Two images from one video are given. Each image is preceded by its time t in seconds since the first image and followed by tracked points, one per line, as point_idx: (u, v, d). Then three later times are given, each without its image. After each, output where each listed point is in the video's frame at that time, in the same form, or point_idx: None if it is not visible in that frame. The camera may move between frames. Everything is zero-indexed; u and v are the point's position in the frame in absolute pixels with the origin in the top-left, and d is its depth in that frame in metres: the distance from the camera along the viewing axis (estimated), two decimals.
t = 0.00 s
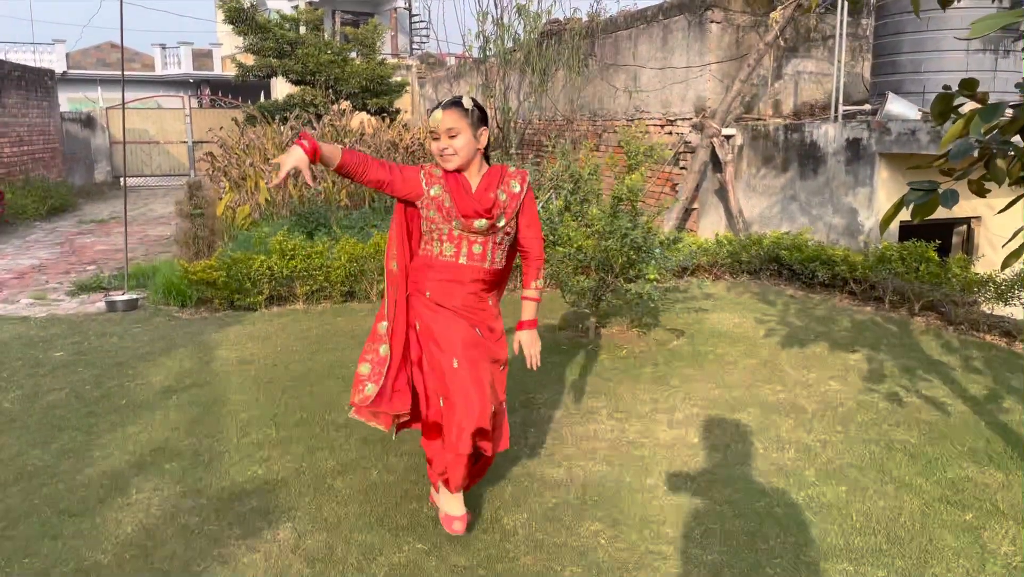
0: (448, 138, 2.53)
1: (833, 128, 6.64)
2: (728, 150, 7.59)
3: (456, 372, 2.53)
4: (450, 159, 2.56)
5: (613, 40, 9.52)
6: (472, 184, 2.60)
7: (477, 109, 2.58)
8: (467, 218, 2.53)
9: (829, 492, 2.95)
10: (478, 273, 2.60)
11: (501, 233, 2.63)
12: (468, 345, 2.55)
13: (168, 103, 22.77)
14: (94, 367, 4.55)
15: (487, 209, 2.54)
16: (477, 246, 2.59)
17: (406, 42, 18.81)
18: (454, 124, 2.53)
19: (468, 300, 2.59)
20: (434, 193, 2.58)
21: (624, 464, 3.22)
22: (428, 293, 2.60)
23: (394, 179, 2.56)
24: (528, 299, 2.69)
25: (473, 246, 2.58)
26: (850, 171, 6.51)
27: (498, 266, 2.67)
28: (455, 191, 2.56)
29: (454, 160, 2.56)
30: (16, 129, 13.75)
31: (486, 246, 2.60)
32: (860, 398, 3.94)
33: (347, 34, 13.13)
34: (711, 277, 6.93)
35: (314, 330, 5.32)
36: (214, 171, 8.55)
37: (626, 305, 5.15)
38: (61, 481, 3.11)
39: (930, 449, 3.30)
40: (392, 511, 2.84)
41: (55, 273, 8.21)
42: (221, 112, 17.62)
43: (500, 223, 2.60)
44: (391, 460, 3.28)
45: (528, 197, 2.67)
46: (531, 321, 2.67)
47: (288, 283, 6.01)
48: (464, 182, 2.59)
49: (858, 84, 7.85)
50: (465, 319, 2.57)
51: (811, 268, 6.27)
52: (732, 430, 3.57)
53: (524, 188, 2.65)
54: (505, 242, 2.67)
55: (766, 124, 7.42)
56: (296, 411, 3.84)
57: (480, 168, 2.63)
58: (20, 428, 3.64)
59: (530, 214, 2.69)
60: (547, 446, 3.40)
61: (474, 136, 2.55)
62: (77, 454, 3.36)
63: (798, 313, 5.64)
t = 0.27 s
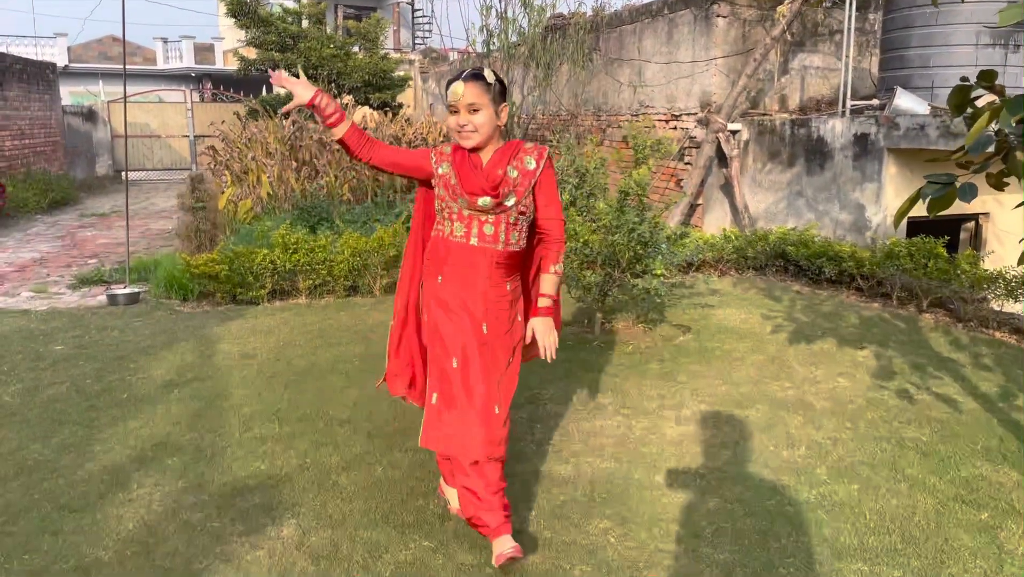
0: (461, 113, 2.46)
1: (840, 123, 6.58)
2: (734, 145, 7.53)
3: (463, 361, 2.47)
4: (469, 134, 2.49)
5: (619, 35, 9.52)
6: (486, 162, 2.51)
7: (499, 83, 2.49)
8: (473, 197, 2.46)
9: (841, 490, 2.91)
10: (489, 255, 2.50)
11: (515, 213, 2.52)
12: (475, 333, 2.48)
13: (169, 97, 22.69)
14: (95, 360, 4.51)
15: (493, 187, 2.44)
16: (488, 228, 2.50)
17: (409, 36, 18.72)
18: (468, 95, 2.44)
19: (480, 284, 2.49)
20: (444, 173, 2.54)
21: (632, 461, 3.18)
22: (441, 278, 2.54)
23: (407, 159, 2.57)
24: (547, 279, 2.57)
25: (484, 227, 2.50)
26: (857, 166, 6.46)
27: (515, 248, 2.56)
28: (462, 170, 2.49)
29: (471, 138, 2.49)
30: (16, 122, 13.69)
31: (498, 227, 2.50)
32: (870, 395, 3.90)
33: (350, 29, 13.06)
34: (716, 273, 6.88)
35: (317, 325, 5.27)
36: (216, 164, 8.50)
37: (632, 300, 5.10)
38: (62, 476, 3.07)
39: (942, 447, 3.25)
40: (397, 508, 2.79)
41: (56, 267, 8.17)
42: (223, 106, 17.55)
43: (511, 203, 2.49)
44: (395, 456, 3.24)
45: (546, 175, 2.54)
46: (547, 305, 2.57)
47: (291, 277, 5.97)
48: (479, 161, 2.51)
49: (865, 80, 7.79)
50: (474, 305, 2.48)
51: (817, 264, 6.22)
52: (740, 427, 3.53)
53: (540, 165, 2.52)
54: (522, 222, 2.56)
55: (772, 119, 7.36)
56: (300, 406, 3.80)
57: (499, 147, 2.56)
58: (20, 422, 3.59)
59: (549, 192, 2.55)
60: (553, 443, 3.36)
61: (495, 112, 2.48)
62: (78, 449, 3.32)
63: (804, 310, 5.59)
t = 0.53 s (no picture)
0: (471, 123, 2.18)
1: (842, 119, 6.54)
2: (734, 140, 7.50)
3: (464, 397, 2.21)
4: (484, 148, 2.18)
5: (618, 29, 9.26)
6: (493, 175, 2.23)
7: (521, 93, 2.19)
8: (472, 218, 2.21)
9: (850, 491, 2.87)
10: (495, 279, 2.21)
11: (525, 229, 2.20)
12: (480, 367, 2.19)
13: (165, 91, 22.58)
14: (91, 357, 4.45)
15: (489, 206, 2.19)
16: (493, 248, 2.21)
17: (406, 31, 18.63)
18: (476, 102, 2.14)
19: (484, 310, 2.21)
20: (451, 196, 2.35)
21: (637, 461, 3.13)
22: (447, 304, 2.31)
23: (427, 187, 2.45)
24: (579, 289, 2.25)
25: (489, 248, 2.21)
26: (859, 162, 6.42)
27: (533, 268, 2.25)
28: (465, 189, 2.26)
29: (485, 153, 2.19)
30: (11, 116, 13.59)
31: (505, 246, 2.21)
32: (875, 394, 3.86)
33: (347, 23, 12.98)
34: (717, 269, 6.84)
35: (315, 322, 5.22)
36: (213, 159, 8.43)
37: (634, 297, 5.06)
38: (58, 475, 3.01)
39: (951, 447, 3.22)
40: (400, 509, 2.75)
41: (52, 262, 8.10)
42: (219, 101, 17.46)
43: (515, 218, 2.18)
44: (397, 455, 3.19)
45: (562, 182, 2.19)
46: (578, 314, 2.27)
47: (288, 273, 5.91)
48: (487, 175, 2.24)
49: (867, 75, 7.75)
50: (474, 338, 2.20)
51: (819, 261, 6.18)
52: (745, 426, 3.49)
53: (552, 174, 2.18)
54: (539, 237, 2.24)
55: (773, 114, 7.32)
56: (299, 404, 3.75)
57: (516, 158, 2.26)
58: (15, 420, 3.54)
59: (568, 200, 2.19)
60: (557, 442, 3.32)
61: (516, 124, 2.18)
62: (74, 447, 3.26)
63: (807, 307, 5.55)
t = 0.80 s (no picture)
0: (488, 121, 2.09)
1: (838, 117, 6.49)
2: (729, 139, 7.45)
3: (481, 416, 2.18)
4: (504, 150, 2.11)
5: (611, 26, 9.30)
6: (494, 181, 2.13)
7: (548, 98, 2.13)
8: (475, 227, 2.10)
9: (854, 497, 2.82)
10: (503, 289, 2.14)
11: (533, 230, 2.10)
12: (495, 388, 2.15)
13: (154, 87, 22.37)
14: (78, 361, 4.36)
15: (490, 211, 2.07)
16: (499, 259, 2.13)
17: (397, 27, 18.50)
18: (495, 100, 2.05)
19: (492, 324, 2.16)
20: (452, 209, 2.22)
21: (636, 467, 3.08)
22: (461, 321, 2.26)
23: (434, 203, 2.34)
24: (633, 225, 1.96)
25: (495, 255, 2.13)
26: (855, 160, 6.38)
27: (544, 271, 2.14)
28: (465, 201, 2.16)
29: (502, 154, 2.11)
30: None
31: (511, 250, 2.12)
32: (875, 396, 3.81)
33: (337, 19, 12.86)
34: (712, 268, 6.78)
35: (307, 323, 5.14)
36: (202, 157, 8.33)
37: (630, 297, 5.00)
38: (43, 484, 2.94)
39: (954, 451, 3.18)
40: (395, 518, 2.68)
41: (38, 262, 7.99)
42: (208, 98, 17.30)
43: (518, 217, 2.07)
44: (392, 462, 3.13)
45: (565, 168, 2.05)
46: (636, 257, 1.98)
47: (279, 273, 5.83)
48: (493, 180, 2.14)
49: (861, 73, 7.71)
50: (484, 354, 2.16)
51: (815, 260, 6.14)
52: (746, 430, 3.44)
53: (553, 163, 2.05)
54: (549, 237, 2.13)
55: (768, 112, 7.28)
56: (291, 409, 3.68)
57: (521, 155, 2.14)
58: None
59: (575, 180, 2.03)
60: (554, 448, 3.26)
61: (537, 127, 2.11)
62: (61, 455, 3.19)
63: (803, 307, 5.51)
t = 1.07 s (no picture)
0: (507, 107, 1.81)
1: (830, 119, 6.44)
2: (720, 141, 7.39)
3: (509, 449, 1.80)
4: (529, 137, 1.80)
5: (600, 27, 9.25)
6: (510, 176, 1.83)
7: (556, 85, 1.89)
8: (500, 219, 1.77)
9: (856, 513, 2.75)
10: (531, 293, 1.80)
11: (559, 223, 1.81)
12: (529, 408, 1.78)
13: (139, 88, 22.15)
14: (57, 373, 4.25)
15: (518, 198, 1.76)
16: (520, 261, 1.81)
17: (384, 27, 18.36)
18: (521, 83, 1.79)
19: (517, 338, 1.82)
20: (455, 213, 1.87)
21: (632, 482, 3.00)
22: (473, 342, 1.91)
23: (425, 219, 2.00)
24: (683, 174, 1.64)
25: (517, 257, 1.81)
26: (847, 163, 6.33)
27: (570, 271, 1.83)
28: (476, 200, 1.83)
29: (519, 147, 1.81)
30: None
31: (536, 249, 1.80)
32: (873, 404, 3.75)
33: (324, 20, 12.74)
34: (704, 271, 6.73)
35: (294, 331, 5.04)
36: (186, 160, 8.20)
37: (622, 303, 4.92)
38: (18, 506, 2.83)
39: (955, 462, 3.11)
40: (384, 540, 2.59)
41: (19, 267, 7.84)
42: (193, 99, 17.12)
43: (547, 205, 1.78)
44: (380, 478, 3.03)
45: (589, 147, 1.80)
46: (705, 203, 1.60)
47: (265, 279, 5.72)
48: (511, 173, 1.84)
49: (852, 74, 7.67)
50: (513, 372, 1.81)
51: (808, 263, 6.08)
52: (743, 441, 3.36)
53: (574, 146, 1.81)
54: (574, 232, 1.84)
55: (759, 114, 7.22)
56: (277, 422, 3.58)
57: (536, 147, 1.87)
58: None
59: (602, 163, 1.77)
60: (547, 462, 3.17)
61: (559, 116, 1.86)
62: (38, 474, 3.08)
63: (797, 311, 5.44)
